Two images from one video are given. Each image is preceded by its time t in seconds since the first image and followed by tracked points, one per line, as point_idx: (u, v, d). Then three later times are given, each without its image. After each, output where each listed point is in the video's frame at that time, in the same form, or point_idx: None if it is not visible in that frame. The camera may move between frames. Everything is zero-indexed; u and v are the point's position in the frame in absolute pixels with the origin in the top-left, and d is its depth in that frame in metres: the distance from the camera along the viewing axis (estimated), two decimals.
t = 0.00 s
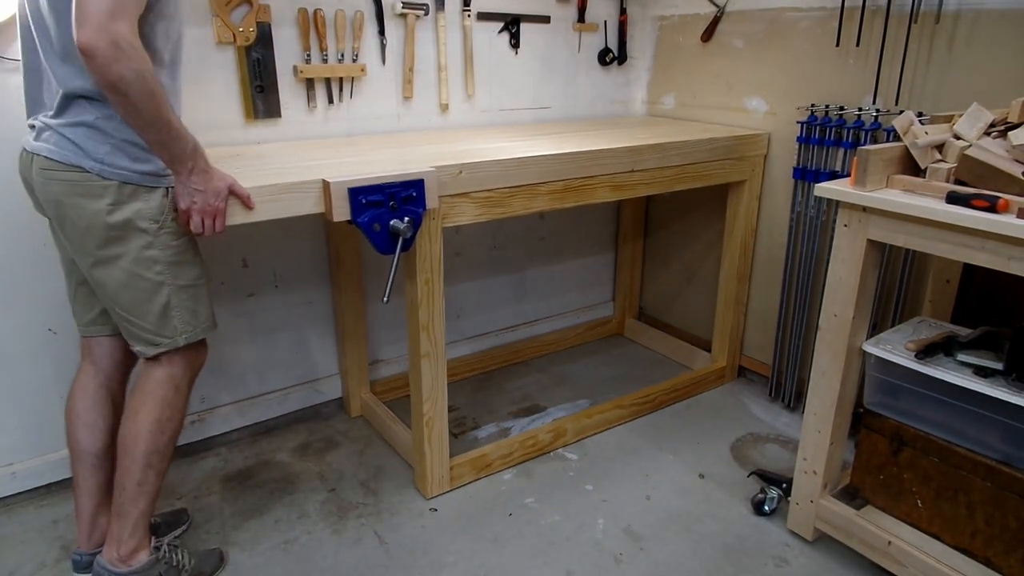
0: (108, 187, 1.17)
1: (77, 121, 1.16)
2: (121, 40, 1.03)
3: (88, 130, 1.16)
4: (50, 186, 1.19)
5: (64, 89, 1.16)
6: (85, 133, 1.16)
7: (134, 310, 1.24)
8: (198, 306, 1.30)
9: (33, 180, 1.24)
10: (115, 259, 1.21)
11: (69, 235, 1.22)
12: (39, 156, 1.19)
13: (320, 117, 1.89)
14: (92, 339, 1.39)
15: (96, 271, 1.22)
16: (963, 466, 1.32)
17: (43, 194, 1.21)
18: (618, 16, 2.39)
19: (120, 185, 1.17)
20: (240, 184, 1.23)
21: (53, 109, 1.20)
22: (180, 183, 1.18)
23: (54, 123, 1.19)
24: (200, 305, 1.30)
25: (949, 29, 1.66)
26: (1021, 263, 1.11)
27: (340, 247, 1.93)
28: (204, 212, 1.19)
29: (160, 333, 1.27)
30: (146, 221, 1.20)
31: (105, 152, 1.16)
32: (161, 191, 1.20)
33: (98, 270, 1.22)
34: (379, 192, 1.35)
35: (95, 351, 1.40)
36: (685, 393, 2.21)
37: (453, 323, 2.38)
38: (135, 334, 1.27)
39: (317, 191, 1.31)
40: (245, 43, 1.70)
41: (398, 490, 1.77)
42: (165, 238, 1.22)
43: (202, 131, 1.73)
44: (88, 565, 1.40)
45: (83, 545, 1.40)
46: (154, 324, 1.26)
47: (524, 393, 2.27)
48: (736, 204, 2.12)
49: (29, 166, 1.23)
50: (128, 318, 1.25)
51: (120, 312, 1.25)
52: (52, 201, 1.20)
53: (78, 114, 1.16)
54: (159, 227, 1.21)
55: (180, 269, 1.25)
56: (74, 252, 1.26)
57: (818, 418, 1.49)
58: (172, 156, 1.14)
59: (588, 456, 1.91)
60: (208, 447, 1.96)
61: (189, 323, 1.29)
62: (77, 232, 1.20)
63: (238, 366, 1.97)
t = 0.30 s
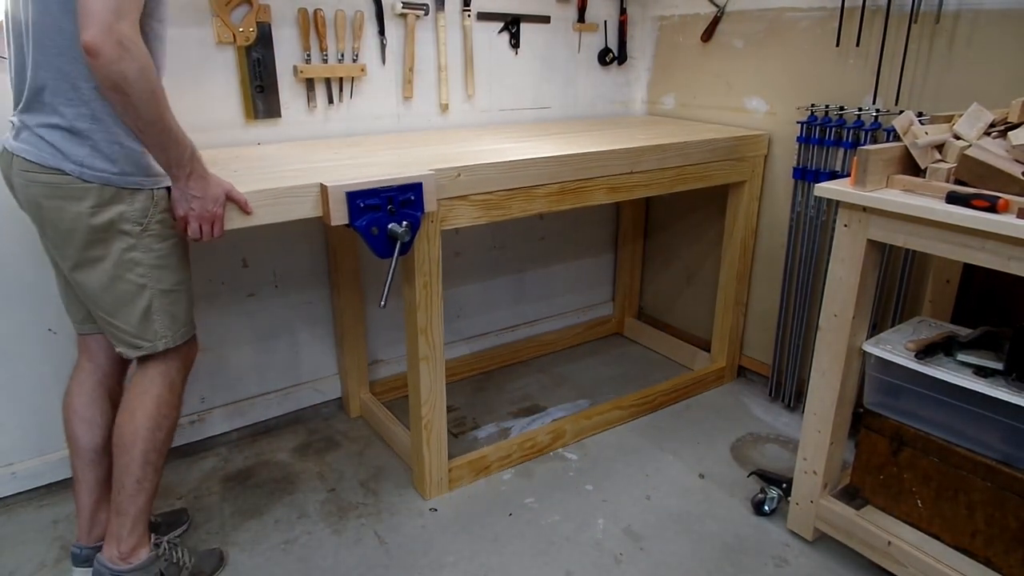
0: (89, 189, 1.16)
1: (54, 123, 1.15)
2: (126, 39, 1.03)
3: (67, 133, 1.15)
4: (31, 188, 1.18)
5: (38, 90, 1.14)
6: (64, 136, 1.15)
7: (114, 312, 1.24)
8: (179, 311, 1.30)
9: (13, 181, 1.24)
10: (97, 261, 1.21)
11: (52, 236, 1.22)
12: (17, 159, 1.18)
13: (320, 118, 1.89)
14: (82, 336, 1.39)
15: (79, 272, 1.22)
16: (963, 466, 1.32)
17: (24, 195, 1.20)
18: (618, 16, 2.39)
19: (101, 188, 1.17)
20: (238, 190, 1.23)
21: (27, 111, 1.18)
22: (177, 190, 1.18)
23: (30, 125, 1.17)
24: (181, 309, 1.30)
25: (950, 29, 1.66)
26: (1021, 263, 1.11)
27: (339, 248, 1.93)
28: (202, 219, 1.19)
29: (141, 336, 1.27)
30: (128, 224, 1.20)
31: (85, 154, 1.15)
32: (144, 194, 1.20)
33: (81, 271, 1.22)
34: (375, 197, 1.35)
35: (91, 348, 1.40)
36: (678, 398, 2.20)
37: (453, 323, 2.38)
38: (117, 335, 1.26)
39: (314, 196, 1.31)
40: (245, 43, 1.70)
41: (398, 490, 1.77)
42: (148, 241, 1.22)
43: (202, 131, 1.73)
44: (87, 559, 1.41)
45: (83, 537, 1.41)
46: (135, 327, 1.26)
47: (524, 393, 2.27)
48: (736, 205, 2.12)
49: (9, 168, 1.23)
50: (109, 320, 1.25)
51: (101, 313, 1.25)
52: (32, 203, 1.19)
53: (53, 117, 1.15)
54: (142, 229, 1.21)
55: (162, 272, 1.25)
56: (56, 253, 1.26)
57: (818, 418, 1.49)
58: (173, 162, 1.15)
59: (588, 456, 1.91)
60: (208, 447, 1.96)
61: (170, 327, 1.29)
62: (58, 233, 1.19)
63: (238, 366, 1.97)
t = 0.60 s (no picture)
0: (108, 188, 1.17)
1: (73, 124, 1.16)
2: (134, 42, 1.04)
3: (86, 133, 1.16)
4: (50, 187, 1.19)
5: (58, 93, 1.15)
6: (82, 135, 1.16)
7: (134, 306, 1.25)
8: (199, 302, 1.31)
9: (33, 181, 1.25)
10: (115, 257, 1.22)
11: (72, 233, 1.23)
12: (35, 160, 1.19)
13: (320, 117, 1.89)
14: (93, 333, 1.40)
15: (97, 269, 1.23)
16: (963, 466, 1.32)
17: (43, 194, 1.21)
18: (618, 16, 2.39)
19: (120, 186, 1.17)
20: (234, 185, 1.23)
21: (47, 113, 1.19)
22: (175, 187, 1.19)
23: (48, 126, 1.18)
24: (200, 301, 1.31)
25: (949, 29, 1.66)
26: (1021, 263, 1.11)
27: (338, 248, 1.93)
28: (201, 216, 1.19)
29: (162, 329, 1.28)
30: (145, 220, 1.21)
31: (106, 154, 1.17)
32: (159, 192, 1.20)
33: (99, 267, 1.23)
34: (375, 193, 1.35)
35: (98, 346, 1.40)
36: (686, 392, 2.21)
37: (454, 323, 2.38)
38: (138, 328, 1.27)
39: (314, 193, 1.31)
40: (245, 43, 1.70)
41: (398, 490, 1.77)
42: (165, 236, 1.22)
43: (202, 131, 1.73)
44: (87, 557, 1.40)
45: (83, 535, 1.40)
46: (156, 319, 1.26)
47: (524, 393, 2.27)
48: (736, 205, 2.12)
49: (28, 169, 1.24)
50: (130, 313, 1.26)
51: (122, 308, 1.26)
52: (52, 201, 1.20)
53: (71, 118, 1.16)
54: (158, 225, 1.21)
55: (180, 265, 1.26)
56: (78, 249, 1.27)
57: (818, 418, 1.49)
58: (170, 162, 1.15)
59: (588, 456, 1.91)
60: (208, 447, 1.96)
61: (190, 319, 1.30)
62: (77, 230, 1.20)
63: (238, 366, 1.98)
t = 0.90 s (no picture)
0: (50, 197, 1.11)
1: (10, 125, 1.08)
2: (124, 49, 1.02)
3: (25, 134, 1.09)
4: None
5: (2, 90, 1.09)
6: (20, 138, 1.09)
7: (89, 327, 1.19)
8: (158, 327, 1.23)
9: None
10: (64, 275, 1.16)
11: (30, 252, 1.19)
12: None
13: (320, 118, 1.89)
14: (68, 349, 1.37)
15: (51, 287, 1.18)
16: (963, 466, 1.32)
17: None
18: (618, 16, 2.39)
19: (63, 196, 1.11)
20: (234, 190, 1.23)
21: None
22: (175, 192, 1.19)
23: None
24: (158, 325, 1.23)
25: (949, 29, 1.66)
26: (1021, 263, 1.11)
27: (338, 249, 1.93)
28: (201, 220, 1.19)
29: (114, 356, 1.22)
30: (95, 234, 1.14)
31: (44, 158, 1.09)
32: (109, 205, 1.14)
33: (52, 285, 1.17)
34: (375, 197, 1.35)
35: (73, 363, 1.39)
36: (685, 393, 2.21)
37: (454, 323, 2.38)
38: (90, 353, 1.21)
39: (313, 196, 1.31)
40: (245, 43, 1.70)
41: (398, 490, 1.77)
42: (118, 253, 1.17)
43: (202, 131, 1.73)
44: (87, 565, 1.41)
45: (83, 545, 1.41)
46: (109, 344, 1.21)
47: (524, 393, 2.27)
48: (736, 205, 2.12)
49: None
50: (83, 337, 1.21)
51: (76, 331, 1.21)
52: None
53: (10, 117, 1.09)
54: (110, 240, 1.16)
55: (137, 285, 1.19)
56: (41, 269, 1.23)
57: (818, 418, 1.49)
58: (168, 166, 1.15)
59: (588, 456, 1.91)
60: (208, 447, 1.96)
61: (144, 346, 1.23)
62: (28, 242, 1.15)
63: (238, 366, 1.98)
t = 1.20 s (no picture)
0: (112, 235, 0.91)
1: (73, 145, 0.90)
2: (185, 38, 0.81)
3: (93, 158, 0.90)
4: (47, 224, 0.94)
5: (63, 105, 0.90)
6: (91, 162, 0.90)
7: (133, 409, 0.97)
8: (209, 420, 1.01)
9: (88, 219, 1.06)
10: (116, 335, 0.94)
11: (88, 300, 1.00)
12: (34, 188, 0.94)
13: (319, 118, 1.89)
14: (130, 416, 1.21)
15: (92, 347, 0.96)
16: (963, 466, 1.32)
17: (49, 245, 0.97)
18: (618, 16, 2.39)
19: (129, 236, 0.91)
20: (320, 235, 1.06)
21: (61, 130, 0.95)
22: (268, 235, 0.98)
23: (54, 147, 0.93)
24: (211, 417, 1.01)
25: (949, 30, 1.66)
26: (1021, 263, 1.11)
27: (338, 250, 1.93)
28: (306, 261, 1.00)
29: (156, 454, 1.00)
30: (161, 286, 0.93)
31: (110, 190, 0.90)
32: (185, 250, 0.95)
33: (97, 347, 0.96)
34: (375, 197, 1.34)
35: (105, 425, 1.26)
36: (685, 393, 2.21)
37: (454, 323, 2.38)
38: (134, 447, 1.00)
39: (313, 197, 1.31)
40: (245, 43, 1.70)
41: (398, 490, 1.77)
42: (182, 313, 0.95)
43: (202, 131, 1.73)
44: None
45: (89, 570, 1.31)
46: (148, 437, 0.98)
47: (524, 393, 2.27)
48: (736, 205, 2.12)
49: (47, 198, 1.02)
50: (122, 421, 0.99)
51: (118, 410, 0.99)
52: (47, 247, 0.95)
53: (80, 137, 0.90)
54: (175, 296, 0.94)
55: (198, 363, 0.97)
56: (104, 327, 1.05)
57: (818, 418, 1.49)
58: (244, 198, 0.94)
59: (589, 456, 1.91)
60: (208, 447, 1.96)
61: (191, 447, 1.00)
62: (73, 292, 0.95)
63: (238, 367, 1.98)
